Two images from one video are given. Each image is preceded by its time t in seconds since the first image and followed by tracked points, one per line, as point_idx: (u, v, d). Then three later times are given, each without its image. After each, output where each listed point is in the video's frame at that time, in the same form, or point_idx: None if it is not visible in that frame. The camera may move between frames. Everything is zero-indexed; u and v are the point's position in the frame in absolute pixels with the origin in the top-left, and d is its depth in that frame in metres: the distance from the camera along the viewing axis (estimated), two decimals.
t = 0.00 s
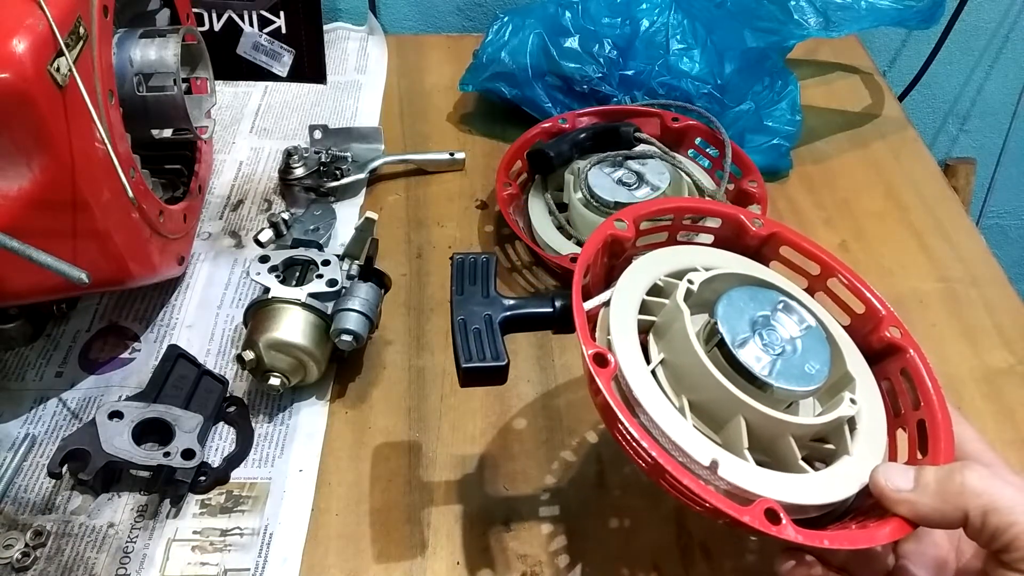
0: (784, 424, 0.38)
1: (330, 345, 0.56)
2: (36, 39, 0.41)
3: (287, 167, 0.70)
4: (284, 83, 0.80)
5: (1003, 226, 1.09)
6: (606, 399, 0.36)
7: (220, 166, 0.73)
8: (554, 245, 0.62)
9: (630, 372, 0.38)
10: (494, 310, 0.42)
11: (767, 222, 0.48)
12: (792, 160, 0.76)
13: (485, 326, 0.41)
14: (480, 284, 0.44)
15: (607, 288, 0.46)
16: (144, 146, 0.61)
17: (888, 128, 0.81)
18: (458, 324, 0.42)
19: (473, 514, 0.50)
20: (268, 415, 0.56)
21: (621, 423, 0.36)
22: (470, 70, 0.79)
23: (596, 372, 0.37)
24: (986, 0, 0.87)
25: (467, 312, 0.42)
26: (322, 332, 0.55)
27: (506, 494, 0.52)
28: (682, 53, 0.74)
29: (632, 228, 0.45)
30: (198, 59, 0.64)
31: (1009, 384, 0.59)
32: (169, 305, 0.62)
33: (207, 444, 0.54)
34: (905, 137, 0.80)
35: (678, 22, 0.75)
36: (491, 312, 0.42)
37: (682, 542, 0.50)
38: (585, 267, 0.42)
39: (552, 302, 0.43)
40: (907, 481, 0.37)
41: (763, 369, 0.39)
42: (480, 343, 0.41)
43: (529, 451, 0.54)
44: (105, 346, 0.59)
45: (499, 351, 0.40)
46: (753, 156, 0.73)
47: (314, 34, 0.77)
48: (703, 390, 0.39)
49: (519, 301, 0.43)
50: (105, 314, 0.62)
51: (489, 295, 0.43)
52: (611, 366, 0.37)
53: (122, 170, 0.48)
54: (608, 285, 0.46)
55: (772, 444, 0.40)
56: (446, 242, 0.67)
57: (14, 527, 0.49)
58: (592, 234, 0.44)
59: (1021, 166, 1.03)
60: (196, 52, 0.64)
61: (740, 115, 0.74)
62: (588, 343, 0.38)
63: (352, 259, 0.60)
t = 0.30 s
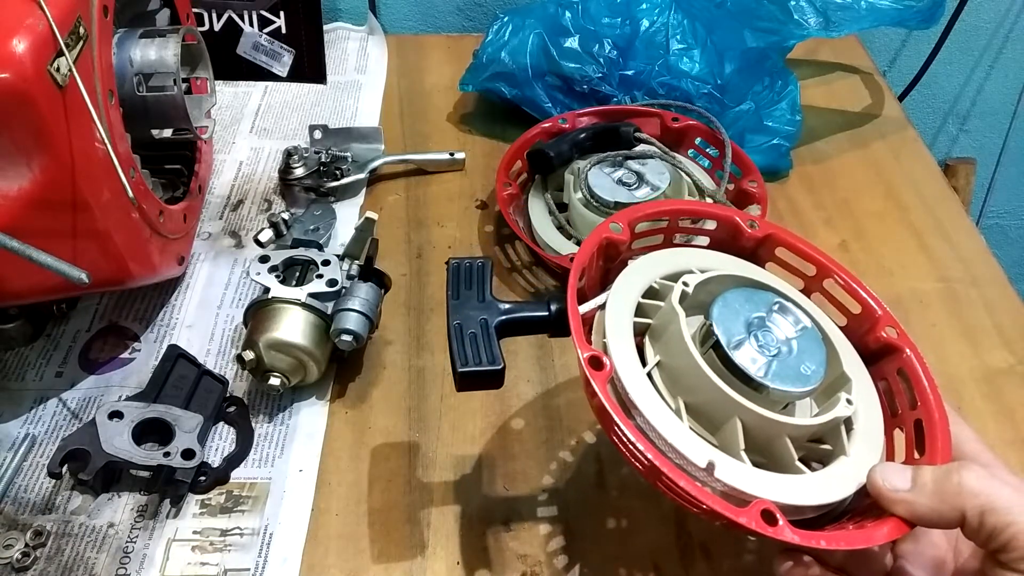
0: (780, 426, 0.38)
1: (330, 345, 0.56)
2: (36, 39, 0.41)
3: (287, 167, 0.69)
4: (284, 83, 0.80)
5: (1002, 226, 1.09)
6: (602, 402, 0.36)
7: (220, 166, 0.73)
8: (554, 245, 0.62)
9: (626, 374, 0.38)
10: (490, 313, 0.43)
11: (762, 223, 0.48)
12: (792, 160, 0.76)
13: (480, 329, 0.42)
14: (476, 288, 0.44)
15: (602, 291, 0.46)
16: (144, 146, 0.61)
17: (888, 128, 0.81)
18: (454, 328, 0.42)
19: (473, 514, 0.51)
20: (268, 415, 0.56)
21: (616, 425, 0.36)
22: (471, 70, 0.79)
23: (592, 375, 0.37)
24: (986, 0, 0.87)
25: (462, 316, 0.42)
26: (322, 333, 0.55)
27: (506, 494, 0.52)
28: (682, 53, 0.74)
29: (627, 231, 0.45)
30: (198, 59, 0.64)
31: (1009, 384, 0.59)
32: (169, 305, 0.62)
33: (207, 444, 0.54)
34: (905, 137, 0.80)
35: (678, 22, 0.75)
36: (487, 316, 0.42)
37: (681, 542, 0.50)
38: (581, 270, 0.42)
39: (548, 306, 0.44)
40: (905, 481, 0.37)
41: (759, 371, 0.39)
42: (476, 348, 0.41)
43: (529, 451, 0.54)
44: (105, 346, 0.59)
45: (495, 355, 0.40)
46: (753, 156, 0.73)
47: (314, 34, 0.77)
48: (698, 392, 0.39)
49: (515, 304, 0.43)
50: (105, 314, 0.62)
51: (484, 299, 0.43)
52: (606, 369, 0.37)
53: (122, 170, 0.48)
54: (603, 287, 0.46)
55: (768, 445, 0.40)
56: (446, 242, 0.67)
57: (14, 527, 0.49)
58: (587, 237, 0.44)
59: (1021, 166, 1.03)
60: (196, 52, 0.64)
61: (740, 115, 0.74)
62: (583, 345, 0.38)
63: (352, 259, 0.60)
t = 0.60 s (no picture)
0: (752, 458, 0.37)
1: (330, 345, 0.56)
2: (36, 39, 0.41)
3: (287, 167, 0.70)
4: (284, 83, 0.80)
5: (1003, 226, 1.09)
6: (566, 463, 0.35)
7: (220, 166, 0.73)
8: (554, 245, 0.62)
9: (587, 420, 0.37)
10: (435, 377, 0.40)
11: (720, 213, 0.46)
12: (792, 160, 0.76)
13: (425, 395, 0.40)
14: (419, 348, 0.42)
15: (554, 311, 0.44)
16: (144, 146, 0.61)
17: (888, 128, 0.80)
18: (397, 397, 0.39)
19: (473, 515, 0.51)
20: (268, 415, 0.56)
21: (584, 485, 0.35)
22: (470, 70, 0.79)
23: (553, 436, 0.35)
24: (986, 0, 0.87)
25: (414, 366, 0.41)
26: (322, 333, 0.55)
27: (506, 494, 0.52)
28: (682, 53, 0.74)
29: (575, 245, 0.42)
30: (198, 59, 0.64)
31: (1009, 384, 0.59)
32: (169, 305, 0.62)
33: (206, 444, 0.54)
34: (905, 137, 0.80)
35: (678, 22, 0.75)
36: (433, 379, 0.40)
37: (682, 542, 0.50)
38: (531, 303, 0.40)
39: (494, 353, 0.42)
40: (886, 501, 0.37)
41: (726, 400, 0.37)
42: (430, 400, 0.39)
43: (529, 451, 0.54)
44: (104, 346, 0.59)
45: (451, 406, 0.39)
46: (753, 156, 0.73)
47: (314, 34, 0.77)
48: (663, 423, 0.37)
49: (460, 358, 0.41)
50: (105, 314, 0.62)
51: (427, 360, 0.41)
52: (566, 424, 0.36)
53: (122, 170, 0.48)
54: (557, 305, 0.43)
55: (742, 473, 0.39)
56: (446, 242, 0.67)
57: (14, 527, 0.49)
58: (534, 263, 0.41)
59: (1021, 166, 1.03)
60: (196, 52, 0.64)
61: (740, 115, 0.74)
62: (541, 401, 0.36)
63: (352, 259, 0.60)
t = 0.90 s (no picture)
0: (734, 455, 0.38)
1: (330, 345, 0.56)
2: (35, 39, 0.41)
3: (287, 167, 0.69)
4: (284, 83, 0.80)
5: (1003, 226, 1.09)
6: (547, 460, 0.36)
7: (220, 166, 0.73)
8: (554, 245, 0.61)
9: (572, 422, 0.38)
10: (427, 373, 0.41)
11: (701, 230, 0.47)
12: (793, 160, 0.76)
13: (417, 393, 0.40)
14: (410, 347, 0.42)
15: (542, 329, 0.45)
16: (144, 146, 0.61)
17: (888, 129, 0.80)
18: (388, 395, 0.40)
19: (473, 515, 0.51)
20: (268, 415, 0.56)
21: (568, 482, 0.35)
22: (470, 70, 0.79)
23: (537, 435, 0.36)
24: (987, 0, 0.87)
25: (397, 380, 0.40)
26: (322, 333, 0.55)
27: (506, 494, 0.52)
28: (682, 53, 0.74)
29: (559, 263, 0.44)
30: (198, 59, 0.64)
31: (1010, 384, 0.59)
32: (169, 305, 0.62)
33: (207, 444, 0.54)
34: (905, 137, 0.80)
35: (678, 21, 0.75)
36: (424, 376, 0.41)
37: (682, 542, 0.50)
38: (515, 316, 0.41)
39: (486, 356, 0.42)
40: (873, 498, 0.37)
41: (707, 401, 0.38)
42: (416, 413, 0.39)
43: (529, 450, 0.54)
44: (104, 346, 0.59)
45: (436, 419, 0.39)
46: (753, 156, 0.73)
47: (314, 34, 0.77)
48: (645, 426, 0.39)
49: (452, 358, 0.42)
50: (104, 314, 0.62)
51: (419, 357, 0.42)
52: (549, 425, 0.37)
53: (121, 170, 0.48)
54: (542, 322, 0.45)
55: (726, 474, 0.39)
56: (446, 242, 0.67)
57: (14, 527, 0.49)
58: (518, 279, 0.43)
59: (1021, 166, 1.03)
60: (196, 52, 0.64)
61: (740, 116, 0.74)
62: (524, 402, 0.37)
63: (352, 259, 0.60)
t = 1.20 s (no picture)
0: (733, 458, 0.38)
1: (330, 345, 0.56)
2: (35, 38, 0.41)
3: (287, 167, 0.69)
4: (284, 83, 0.80)
5: (1004, 226, 1.09)
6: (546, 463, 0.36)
7: (220, 166, 0.73)
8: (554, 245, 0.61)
9: (571, 424, 0.38)
10: (425, 377, 0.41)
11: (700, 230, 0.47)
12: (793, 160, 0.76)
13: (416, 397, 0.40)
14: (409, 350, 0.42)
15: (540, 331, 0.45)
16: (144, 145, 0.61)
17: (889, 128, 0.80)
18: (387, 399, 0.40)
19: (473, 515, 0.51)
20: (267, 415, 0.56)
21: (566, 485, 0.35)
22: (470, 70, 0.78)
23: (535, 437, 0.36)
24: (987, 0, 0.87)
25: (396, 384, 0.40)
26: (322, 332, 0.55)
27: (506, 494, 0.52)
28: (683, 53, 0.74)
29: (558, 265, 0.44)
30: (198, 59, 0.63)
31: (1010, 384, 0.59)
32: (169, 305, 0.62)
33: (206, 444, 0.54)
34: (905, 137, 0.80)
35: (678, 21, 0.75)
36: (423, 379, 0.41)
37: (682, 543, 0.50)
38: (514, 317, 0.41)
39: (485, 359, 0.42)
40: (873, 498, 0.37)
41: (706, 404, 0.38)
42: (414, 420, 0.39)
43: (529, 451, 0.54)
44: (104, 346, 0.59)
45: (435, 424, 0.39)
46: (753, 156, 0.73)
47: (314, 33, 0.77)
48: (644, 428, 0.39)
49: (450, 361, 0.42)
50: (104, 314, 0.62)
51: (418, 360, 0.42)
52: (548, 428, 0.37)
53: (121, 170, 0.48)
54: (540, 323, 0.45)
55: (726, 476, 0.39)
56: (446, 242, 0.67)
57: (14, 527, 0.49)
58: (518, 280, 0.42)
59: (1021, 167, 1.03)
60: (196, 51, 0.63)
61: (740, 116, 0.74)
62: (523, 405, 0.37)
63: (352, 259, 0.60)
